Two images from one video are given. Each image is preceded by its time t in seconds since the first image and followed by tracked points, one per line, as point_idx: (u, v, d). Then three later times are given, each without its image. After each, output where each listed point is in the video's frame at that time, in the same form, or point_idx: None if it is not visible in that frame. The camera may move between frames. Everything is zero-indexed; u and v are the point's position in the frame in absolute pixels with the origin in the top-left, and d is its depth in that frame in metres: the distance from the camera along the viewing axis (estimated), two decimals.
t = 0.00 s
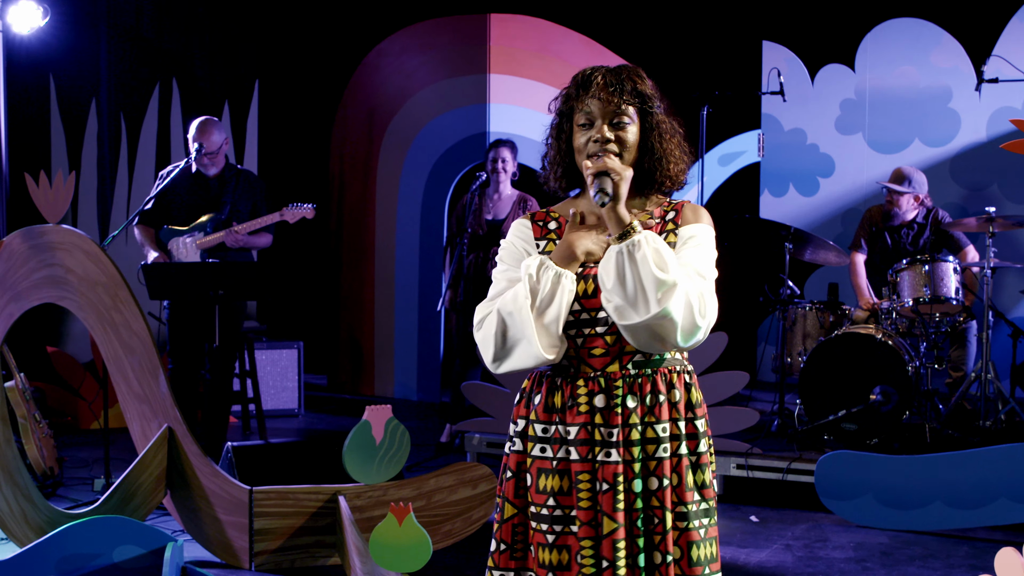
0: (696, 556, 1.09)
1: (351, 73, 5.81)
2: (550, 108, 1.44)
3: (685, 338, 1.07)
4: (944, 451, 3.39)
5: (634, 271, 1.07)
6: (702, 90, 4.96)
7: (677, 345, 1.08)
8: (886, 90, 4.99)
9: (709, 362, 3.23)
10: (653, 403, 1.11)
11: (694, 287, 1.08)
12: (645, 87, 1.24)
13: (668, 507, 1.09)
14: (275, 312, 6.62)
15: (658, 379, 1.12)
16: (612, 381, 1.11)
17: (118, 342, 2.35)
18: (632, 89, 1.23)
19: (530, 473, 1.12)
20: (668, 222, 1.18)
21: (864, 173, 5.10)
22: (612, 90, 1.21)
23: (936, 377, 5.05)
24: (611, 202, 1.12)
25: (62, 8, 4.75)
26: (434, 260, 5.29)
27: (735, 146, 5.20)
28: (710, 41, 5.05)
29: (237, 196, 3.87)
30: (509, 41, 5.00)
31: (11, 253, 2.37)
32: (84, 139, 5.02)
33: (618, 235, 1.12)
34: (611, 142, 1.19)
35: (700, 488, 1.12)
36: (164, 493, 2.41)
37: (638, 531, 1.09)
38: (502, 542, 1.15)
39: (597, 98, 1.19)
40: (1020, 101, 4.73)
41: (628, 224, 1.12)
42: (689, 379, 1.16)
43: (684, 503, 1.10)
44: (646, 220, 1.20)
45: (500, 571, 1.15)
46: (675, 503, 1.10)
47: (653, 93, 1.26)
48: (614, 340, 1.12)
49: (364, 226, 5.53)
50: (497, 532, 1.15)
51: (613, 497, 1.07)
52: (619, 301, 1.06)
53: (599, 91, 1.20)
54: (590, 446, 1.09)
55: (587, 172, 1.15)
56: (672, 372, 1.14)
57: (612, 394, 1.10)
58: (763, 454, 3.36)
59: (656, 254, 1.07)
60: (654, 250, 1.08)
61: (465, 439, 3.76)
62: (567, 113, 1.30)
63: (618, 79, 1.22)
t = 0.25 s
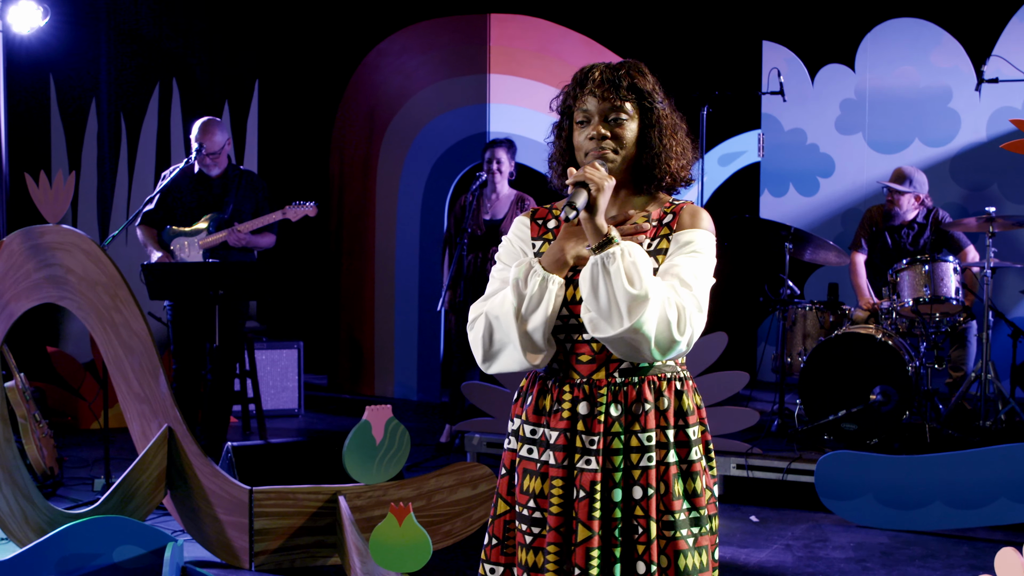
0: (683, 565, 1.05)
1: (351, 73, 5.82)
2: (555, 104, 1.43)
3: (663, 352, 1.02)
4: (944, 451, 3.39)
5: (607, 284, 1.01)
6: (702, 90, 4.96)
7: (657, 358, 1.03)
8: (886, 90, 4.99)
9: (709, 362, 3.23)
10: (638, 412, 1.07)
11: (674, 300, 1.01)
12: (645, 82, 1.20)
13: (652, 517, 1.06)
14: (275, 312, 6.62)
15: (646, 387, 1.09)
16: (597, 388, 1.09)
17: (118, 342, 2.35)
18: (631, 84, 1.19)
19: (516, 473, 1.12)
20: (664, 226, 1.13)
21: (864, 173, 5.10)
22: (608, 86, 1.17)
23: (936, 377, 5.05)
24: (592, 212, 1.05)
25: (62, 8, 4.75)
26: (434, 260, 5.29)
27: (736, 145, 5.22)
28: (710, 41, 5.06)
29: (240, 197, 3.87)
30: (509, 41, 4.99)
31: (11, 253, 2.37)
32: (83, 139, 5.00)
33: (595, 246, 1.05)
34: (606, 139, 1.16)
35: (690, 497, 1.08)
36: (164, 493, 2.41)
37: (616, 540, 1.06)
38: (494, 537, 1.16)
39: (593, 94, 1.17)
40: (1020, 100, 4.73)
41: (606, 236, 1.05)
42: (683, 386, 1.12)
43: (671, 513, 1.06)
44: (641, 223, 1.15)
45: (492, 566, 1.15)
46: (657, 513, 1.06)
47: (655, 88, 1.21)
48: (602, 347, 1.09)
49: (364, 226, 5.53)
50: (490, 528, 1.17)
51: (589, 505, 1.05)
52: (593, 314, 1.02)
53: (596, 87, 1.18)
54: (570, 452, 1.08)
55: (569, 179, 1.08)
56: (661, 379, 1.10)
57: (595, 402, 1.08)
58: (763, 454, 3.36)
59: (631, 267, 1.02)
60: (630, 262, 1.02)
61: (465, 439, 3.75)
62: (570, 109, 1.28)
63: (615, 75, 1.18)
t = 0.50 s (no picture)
0: (681, 569, 1.05)
1: (351, 73, 5.82)
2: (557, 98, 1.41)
3: (658, 359, 1.01)
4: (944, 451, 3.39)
5: (600, 292, 1.01)
6: (702, 90, 4.96)
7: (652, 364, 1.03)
8: (886, 90, 4.99)
9: (709, 363, 3.23)
10: (633, 416, 1.07)
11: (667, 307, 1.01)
12: (643, 83, 1.18)
13: (647, 521, 1.05)
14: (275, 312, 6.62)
15: (641, 391, 1.08)
16: (592, 393, 1.09)
17: (118, 342, 2.35)
18: (628, 85, 1.17)
19: (512, 474, 1.12)
20: (662, 229, 1.12)
21: (864, 173, 5.10)
22: (604, 86, 1.16)
23: (936, 377, 5.05)
24: (585, 219, 1.04)
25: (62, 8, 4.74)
26: (434, 260, 5.30)
27: (735, 145, 5.23)
28: (710, 41, 5.05)
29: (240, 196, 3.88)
30: (509, 41, 4.99)
31: (10, 253, 2.36)
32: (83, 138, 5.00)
33: (591, 252, 1.05)
34: (598, 140, 1.15)
35: (687, 500, 1.07)
36: (164, 493, 2.41)
37: (610, 544, 1.05)
38: (492, 536, 1.16)
39: (589, 93, 1.15)
40: (1020, 100, 4.73)
41: (600, 241, 1.05)
42: (679, 389, 1.11)
43: (668, 516, 1.05)
44: (637, 226, 1.14)
45: (490, 564, 1.16)
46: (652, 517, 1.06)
47: (654, 90, 1.19)
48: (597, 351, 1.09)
49: (364, 226, 5.53)
50: (489, 527, 1.17)
51: (583, 509, 1.05)
52: (587, 321, 1.02)
53: (591, 86, 1.16)
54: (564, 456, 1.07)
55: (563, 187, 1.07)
56: (657, 384, 1.09)
57: (589, 406, 1.08)
58: (763, 454, 3.37)
59: (623, 275, 1.01)
60: (623, 270, 1.01)
61: (465, 439, 3.75)
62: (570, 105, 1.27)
63: (612, 74, 1.17)
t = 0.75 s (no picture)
0: (683, 568, 1.04)
1: (351, 73, 5.82)
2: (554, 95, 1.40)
3: (649, 367, 1.01)
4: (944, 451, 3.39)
5: (592, 302, 0.99)
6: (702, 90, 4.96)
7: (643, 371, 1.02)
8: (886, 90, 4.99)
9: (709, 363, 3.23)
10: (626, 415, 1.06)
11: (659, 317, 1.00)
12: (634, 84, 1.16)
13: (643, 521, 1.04)
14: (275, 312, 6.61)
15: (634, 391, 1.07)
16: (584, 392, 1.08)
17: (118, 342, 2.35)
18: (618, 86, 1.15)
19: (508, 474, 1.12)
20: (655, 229, 1.10)
21: (864, 173, 5.10)
22: (595, 87, 1.14)
23: (936, 377, 5.05)
24: (578, 230, 1.01)
25: (62, 8, 4.74)
26: (434, 260, 5.30)
27: (736, 145, 5.24)
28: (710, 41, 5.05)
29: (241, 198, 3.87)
30: (509, 41, 4.99)
31: (8, 255, 2.33)
32: (83, 138, 4.99)
33: (584, 262, 1.01)
34: (587, 142, 1.14)
35: (690, 499, 1.07)
36: (164, 493, 2.41)
37: (607, 544, 1.05)
38: (493, 537, 1.17)
39: (579, 93, 1.14)
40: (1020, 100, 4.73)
41: (592, 252, 1.01)
42: (675, 388, 1.10)
43: (668, 516, 1.05)
44: (630, 227, 1.12)
45: (491, 565, 1.16)
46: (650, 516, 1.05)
47: (647, 91, 1.17)
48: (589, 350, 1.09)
49: (364, 226, 5.52)
50: (490, 527, 1.17)
51: (577, 508, 1.05)
52: (578, 331, 1.00)
53: (581, 87, 1.15)
54: (557, 455, 1.08)
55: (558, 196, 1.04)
56: (651, 383, 1.09)
57: (582, 406, 1.08)
58: (763, 454, 3.37)
59: (617, 286, 0.99)
60: (616, 281, 0.99)
61: (465, 439, 3.75)
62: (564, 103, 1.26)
63: (603, 75, 1.15)
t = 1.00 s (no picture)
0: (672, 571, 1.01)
1: (351, 73, 5.81)
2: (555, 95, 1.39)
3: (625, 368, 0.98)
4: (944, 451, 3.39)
5: (565, 300, 0.99)
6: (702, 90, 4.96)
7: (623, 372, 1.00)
8: (886, 90, 4.99)
9: (709, 362, 3.23)
10: (611, 413, 1.03)
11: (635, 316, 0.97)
12: (628, 86, 1.14)
13: (622, 520, 1.02)
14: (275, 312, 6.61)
15: (621, 389, 1.04)
16: (573, 390, 1.07)
17: (118, 342, 2.35)
18: (612, 87, 1.14)
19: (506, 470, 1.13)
20: (645, 229, 1.09)
21: (864, 173, 5.10)
22: (588, 89, 1.14)
23: (935, 377, 5.05)
24: (551, 229, 1.01)
25: (63, 8, 4.74)
26: (434, 261, 5.30)
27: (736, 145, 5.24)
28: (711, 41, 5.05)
29: (240, 198, 3.87)
30: (509, 41, 4.99)
31: (9, 254, 2.35)
32: (84, 139, 4.99)
33: (560, 262, 1.01)
34: (580, 144, 1.14)
35: (684, 501, 1.03)
36: (164, 493, 2.41)
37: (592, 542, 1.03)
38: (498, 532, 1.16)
39: (573, 95, 1.14)
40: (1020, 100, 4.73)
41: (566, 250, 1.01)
42: (668, 387, 1.06)
43: (656, 517, 1.02)
44: (620, 226, 1.11)
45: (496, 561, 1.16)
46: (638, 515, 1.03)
47: (642, 92, 1.16)
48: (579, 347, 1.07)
49: (364, 226, 5.52)
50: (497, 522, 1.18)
51: (561, 505, 1.04)
52: (553, 329, 1.00)
53: (576, 88, 1.15)
54: (546, 452, 1.06)
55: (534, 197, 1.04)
56: (640, 382, 1.05)
57: (569, 403, 1.06)
58: (763, 454, 3.37)
59: (588, 284, 0.97)
60: (588, 279, 0.98)
61: (465, 439, 3.75)
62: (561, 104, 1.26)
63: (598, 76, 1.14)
